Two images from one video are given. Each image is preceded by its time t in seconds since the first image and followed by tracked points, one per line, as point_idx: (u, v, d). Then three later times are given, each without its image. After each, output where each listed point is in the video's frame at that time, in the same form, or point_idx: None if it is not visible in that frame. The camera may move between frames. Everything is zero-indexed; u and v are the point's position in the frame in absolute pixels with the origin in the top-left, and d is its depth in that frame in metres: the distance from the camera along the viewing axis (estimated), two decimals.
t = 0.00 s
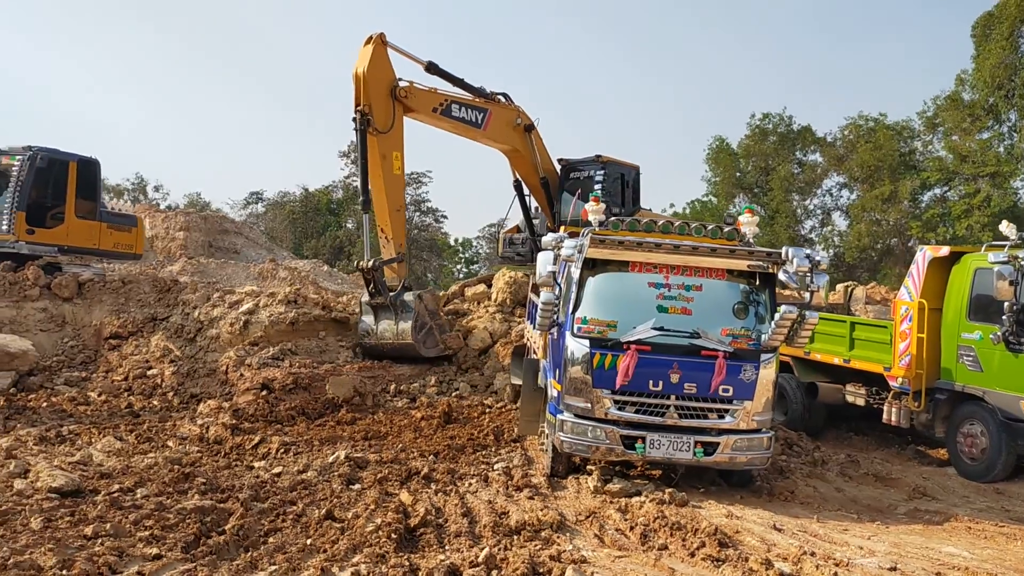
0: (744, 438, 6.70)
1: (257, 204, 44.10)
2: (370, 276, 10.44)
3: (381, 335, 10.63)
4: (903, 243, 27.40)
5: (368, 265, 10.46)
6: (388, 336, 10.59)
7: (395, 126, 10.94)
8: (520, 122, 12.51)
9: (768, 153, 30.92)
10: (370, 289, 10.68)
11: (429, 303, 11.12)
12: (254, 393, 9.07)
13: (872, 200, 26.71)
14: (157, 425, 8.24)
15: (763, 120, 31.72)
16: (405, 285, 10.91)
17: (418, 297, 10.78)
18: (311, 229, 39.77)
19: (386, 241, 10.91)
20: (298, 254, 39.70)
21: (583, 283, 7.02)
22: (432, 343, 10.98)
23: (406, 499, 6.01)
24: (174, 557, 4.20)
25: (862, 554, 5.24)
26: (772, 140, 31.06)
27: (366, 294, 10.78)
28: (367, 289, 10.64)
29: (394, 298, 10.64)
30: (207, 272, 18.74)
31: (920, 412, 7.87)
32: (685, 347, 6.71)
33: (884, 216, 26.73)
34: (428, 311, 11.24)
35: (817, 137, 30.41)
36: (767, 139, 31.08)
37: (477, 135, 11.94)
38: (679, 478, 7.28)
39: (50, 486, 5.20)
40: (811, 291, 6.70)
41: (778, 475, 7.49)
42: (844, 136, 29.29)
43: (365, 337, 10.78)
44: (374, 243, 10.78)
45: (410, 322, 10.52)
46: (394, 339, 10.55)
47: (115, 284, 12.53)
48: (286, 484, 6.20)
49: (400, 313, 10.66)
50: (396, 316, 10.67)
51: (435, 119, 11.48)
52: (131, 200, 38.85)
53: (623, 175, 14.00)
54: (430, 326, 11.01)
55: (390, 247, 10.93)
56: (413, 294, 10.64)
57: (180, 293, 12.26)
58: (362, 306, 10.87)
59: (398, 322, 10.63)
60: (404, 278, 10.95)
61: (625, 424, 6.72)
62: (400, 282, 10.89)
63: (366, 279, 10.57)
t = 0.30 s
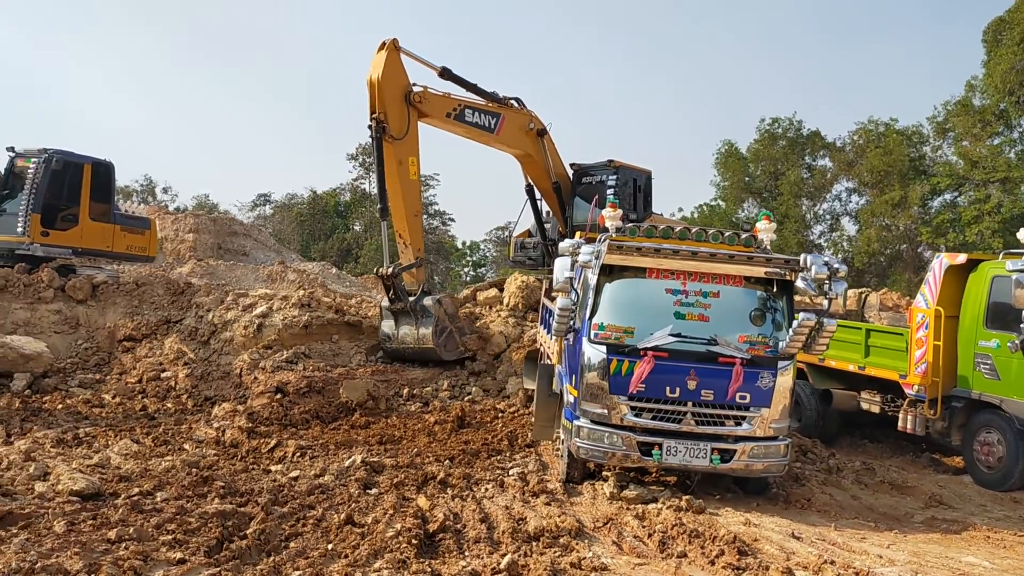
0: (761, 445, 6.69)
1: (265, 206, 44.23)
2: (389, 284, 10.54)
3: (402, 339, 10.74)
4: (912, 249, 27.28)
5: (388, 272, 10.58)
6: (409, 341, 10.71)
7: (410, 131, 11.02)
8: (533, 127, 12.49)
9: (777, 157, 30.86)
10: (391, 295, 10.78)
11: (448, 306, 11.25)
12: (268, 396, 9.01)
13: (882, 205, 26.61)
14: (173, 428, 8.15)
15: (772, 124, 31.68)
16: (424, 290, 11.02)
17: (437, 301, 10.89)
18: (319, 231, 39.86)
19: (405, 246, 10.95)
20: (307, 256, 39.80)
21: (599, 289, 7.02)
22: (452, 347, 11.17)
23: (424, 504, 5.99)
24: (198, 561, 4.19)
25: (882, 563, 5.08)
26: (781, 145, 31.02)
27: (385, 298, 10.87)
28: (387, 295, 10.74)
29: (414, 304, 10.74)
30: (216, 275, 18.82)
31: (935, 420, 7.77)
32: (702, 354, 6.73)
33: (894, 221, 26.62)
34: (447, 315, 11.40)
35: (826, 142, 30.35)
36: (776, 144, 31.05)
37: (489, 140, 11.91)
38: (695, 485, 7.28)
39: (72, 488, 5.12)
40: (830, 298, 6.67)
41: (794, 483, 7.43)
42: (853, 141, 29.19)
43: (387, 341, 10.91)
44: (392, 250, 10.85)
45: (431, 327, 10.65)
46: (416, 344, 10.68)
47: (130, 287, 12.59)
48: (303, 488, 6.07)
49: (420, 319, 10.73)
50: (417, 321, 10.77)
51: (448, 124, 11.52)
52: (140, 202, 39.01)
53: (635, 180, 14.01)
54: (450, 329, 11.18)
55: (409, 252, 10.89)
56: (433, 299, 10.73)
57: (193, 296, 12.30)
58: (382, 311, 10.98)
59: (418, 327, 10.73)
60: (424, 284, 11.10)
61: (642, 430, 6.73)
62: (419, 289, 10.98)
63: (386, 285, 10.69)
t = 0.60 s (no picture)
0: (774, 450, 6.67)
1: (272, 207, 44.36)
2: (406, 288, 10.60)
3: (419, 342, 10.83)
4: (920, 253, 27.17)
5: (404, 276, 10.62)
6: (426, 343, 10.80)
7: (422, 135, 11.01)
8: (542, 129, 12.48)
9: (785, 161, 30.79)
10: (406, 299, 10.81)
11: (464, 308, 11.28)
12: (279, 396, 9.03)
13: (891, 209, 26.50)
14: (185, 428, 8.15)
15: (780, 128, 31.61)
16: (439, 293, 11.05)
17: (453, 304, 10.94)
18: (325, 232, 39.94)
19: (418, 250, 10.99)
20: (313, 257, 39.87)
21: (612, 292, 7.01)
22: (469, 348, 11.22)
23: (437, 506, 5.97)
24: (215, 562, 4.19)
25: (898, 569, 5.01)
26: (789, 148, 30.97)
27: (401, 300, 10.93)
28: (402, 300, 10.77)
29: (430, 307, 10.81)
30: (224, 275, 18.87)
31: (948, 426, 7.72)
32: (716, 358, 6.71)
33: (902, 225, 26.52)
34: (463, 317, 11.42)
35: (834, 146, 30.27)
36: (784, 147, 30.99)
37: (500, 142, 11.91)
38: (707, 489, 7.26)
39: (87, 488, 5.12)
40: (845, 303, 6.63)
41: (806, 487, 7.38)
42: (862, 144, 29.08)
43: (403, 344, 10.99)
44: (407, 254, 10.87)
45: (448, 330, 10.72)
46: (433, 346, 10.77)
47: (141, 287, 12.63)
48: (315, 489, 6.04)
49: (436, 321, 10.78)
50: (433, 324, 10.83)
51: (459, 127, 11.51)
52: (148, 202, 39.16)
53: (645, 182, 13.99)
54: (466, 331, 11.19)
55: (424, 256, 10.95)
56: (448, 302, 10.79)
57: (204, 296, 12.33)
58: (398, 314, 11.04)
59: (435, 330, 10.80)
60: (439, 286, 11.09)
61: (655, 434, 6.71)
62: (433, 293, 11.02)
63: (402, 290, 10.72)
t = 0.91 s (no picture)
0: (773, 451, 6.66)
1: (266, 206, 44.22)
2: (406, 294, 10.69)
3: (421, 345, 10.95)
4: (914, 256, 27.27)
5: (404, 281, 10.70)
6: (428, 347, 10.92)
7: (420, 138, 10.95)
8: (540, 130, 12.42)
9: (780, 163, 30.88)
10: (407, 304, 10.92)
11: (465, 309, 11.29)
12: (275, 396, 8.96)
13: (885, 212, 26.55)
14: (180, 427, 8.07)
15: (775, 130, 31.71)
16: (439, 296, 11.14)
17: (453, 307, 11.03)
18: (319, 231, 39.82)
19: (417, 253, 10.97)
20: (307, 256, 39.76)
21: (612, 293, 7.00)
22: (470, 349, 11.31)
23: (435, 506, 5.92)
24: (213, 562, 4.14)
25: (897, 572, 5.00)
26: (784, 151, 31.05)
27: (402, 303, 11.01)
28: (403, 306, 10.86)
29: (430, 311, 10.90)
30: (218, 274, 18.78)
31: (945, 429, 7.73)
32: (715, 359, 6.71)
33: (896, 228, 26.58)
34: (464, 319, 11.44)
35: (829, 149, 30.37)
36: (779, 150, 31.08)
37: (497, 144, 11.88)
38: (704, 490, 7.25)
39: (83, 487, 5.06)
40: (845, 305, 6.57)
41: (803, 489, 7.38)
42: (857, 147, 29.16)
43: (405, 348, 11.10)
44: (405, 257, 10.84)
45: (448, 334, 10.82)
46: (434, 349, 10.90)
47: (135, 285, 12.54)
48: (312, 488, 5.99)
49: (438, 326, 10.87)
50: (434, 328, 10.93)
51: (457, 129, 11.47)
52: (141, 200, 38.97)
53: (642, 183, 14.00)
54: (467, 334, 11.25)
55: (422, 259, 10.96)
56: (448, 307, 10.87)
57: (199, 294, 12.27)
58: (398, 317, 11.12)
59: (436, 334, 10.91)
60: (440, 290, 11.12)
61: (653, 435, 6.70)
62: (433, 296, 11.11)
63: (402, 295, 10.82)
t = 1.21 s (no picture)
0: (765, 451, 6.67)
1: (249, 204, 43.84)
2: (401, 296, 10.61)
3: (417, 346, 10.88)
4: (896, 257, 27.45)
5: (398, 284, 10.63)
6: (423, 348, 10.88)
7: (410, 139, 10.91)
8: (529, 130, 12.36)
9: (764, 164, 31.07)
10: (401, 306, 10.85)
11: (460, 307, 11.19)
12: (263, 395, 8.85)
13: (869, 212, 26.70)
14: (167, 426, 7.94)
15: (760, 131, 31.90)
16: (433, 296, 11.03)
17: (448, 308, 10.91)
18: (303, 230, 39.54)
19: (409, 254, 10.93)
20: (291, 254, 39.47)
21: (605, 292, 6.99)
22: (466, 346, 11.25)
23: (428, 506, 5.86)
24: (207, 563, 4.05)
25: (891, 571, 5.02)
26: (768, 152, 31.24)
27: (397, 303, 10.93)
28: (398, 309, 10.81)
29: (424, 313, 10.81)
30: (202, 272, 18.57)
31: (934, 428, 7.79)
32: (708, 358, 6.71)
33: (879, 229, 26.76)
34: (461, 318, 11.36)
35: (813, 150, 30.61)
36: (763, 150, 31.28)
37: (487, 144, 11.82)
38: (696, 489, 7.26)
39: (71, 487, 4.95)
40: (838, 305, 6.64)
41: (794, 488, 7.40)
42: (840, 148, 29.37)
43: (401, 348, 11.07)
44: (398, 258, 10.78)
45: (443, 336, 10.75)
46: (430, 350, 10.86)
47: (120, 282, 12.35)
48: (303, 489, 5.90)
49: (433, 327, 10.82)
50: (428, 329, 10.87)
51: (446, 129, 11.43)
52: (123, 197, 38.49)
53: (631, 183, 14.01)
54: (463, 333, 11.17)
55: (414, 260, 10.90)
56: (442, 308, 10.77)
57: (185, 292, 12.11)
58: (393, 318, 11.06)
59: (431, 335, 10.85)
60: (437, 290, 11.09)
61: (646, 435, 6.69)
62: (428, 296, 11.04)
63: (395, 298, 10.74)
